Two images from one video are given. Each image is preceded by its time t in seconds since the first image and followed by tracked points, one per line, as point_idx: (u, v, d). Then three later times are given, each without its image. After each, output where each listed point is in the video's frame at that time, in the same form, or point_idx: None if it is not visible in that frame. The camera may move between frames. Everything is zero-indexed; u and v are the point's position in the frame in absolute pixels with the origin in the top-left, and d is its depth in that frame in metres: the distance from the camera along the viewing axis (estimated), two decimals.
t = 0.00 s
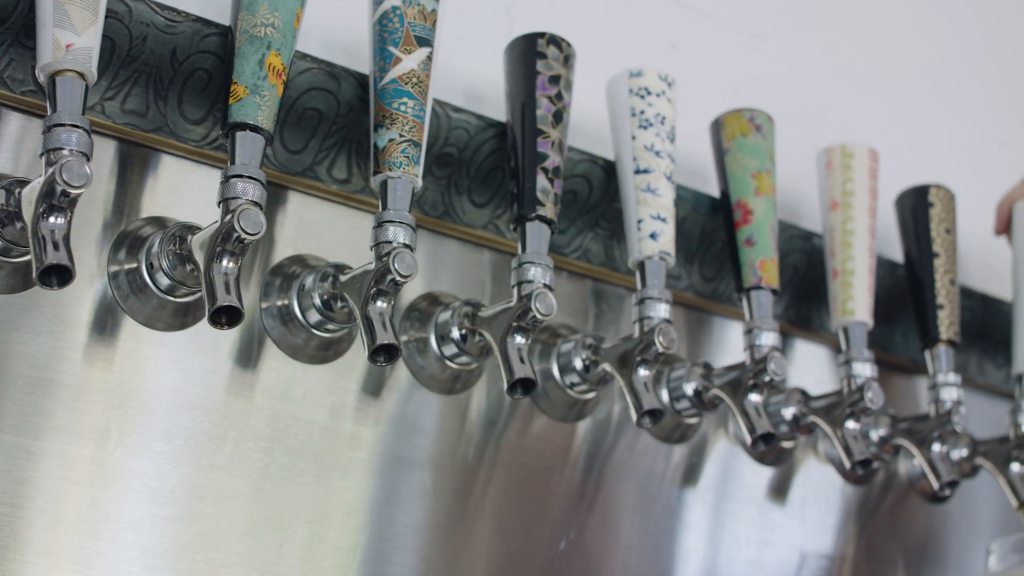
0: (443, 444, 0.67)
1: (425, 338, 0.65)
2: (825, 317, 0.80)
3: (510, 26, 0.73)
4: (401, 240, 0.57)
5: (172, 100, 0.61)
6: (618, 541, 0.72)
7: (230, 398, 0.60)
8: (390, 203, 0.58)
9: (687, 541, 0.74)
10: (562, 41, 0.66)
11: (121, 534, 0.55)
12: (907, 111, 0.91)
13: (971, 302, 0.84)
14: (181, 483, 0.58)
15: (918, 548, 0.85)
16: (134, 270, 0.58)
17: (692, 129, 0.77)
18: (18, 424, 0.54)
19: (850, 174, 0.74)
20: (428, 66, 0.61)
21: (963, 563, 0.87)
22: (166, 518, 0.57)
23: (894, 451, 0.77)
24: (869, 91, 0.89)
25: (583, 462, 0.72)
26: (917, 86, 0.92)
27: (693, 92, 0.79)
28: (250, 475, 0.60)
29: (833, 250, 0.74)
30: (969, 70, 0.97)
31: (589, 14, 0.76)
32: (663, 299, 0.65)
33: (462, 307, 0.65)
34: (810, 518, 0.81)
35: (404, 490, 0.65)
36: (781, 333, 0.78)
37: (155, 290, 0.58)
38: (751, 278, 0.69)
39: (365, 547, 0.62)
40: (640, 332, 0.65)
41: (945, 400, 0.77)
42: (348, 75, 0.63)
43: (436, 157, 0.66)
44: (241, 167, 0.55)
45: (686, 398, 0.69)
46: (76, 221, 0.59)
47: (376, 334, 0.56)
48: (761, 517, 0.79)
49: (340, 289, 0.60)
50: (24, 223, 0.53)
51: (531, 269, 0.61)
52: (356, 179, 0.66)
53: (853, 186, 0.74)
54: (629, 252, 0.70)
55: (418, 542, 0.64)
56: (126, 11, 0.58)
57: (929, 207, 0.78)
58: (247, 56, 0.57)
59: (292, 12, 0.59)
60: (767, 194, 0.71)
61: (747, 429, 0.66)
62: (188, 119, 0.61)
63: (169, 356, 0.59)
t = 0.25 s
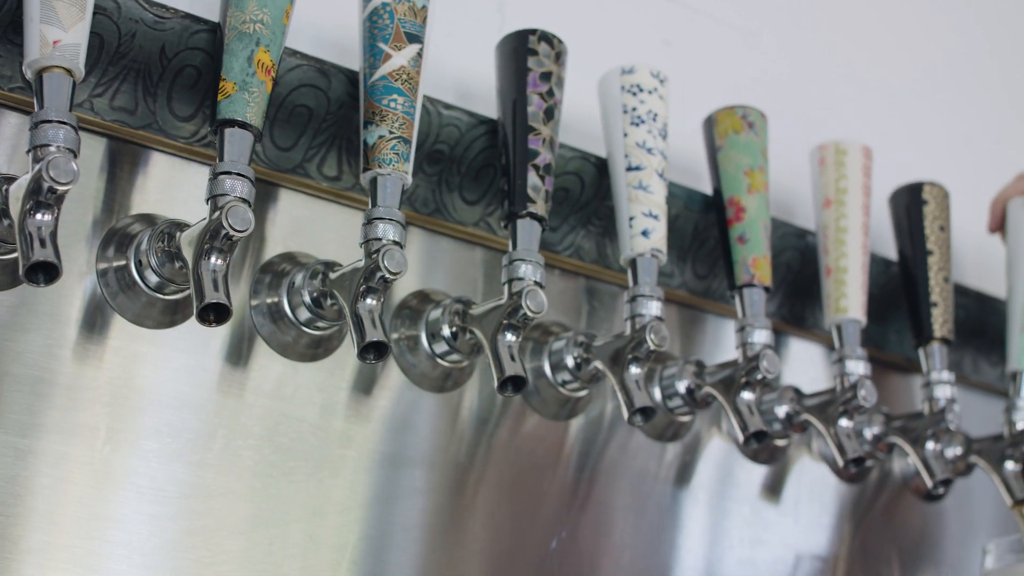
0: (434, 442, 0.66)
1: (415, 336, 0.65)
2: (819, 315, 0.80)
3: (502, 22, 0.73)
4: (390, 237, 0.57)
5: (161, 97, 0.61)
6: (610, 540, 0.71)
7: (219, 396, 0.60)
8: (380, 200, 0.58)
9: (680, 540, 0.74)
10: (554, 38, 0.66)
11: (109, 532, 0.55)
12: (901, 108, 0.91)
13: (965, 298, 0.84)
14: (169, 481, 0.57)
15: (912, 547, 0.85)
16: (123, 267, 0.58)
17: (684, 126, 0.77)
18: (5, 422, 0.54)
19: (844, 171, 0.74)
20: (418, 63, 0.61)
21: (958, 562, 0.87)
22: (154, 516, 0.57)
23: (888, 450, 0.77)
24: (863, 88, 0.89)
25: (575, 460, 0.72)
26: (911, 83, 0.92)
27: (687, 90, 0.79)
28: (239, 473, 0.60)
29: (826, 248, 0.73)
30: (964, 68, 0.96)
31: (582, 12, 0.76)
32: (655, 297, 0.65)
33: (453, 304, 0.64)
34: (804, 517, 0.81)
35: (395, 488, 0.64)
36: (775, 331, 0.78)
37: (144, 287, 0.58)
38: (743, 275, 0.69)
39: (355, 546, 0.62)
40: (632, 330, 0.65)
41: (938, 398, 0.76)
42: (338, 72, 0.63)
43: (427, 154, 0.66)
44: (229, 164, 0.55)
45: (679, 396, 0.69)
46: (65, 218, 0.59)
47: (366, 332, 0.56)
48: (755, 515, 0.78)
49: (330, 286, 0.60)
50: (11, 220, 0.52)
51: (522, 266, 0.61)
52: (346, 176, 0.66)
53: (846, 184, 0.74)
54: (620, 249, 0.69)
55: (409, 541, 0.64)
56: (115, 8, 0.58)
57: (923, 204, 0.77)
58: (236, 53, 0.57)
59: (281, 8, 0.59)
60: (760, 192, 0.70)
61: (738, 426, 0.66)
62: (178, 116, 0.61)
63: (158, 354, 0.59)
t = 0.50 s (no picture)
0: (425, 439, 0.66)
1: (405, 334, 0.65)
2: (812, 312, 0.79)
3: (493, 17, 0.72)
4: (379, 234, 0.57)
5: (149, 94, 0.60)
6: (602, 537, 0.71)
7: (208, 394, 0.60)
8: (368, 196, 0.58)
9: (672, 538, 0.74)
10: (544, 34, 0.66)
11: (97, 529, 0.55)
12: (895, 104, 0.90)
13: (959, 295, 0.84)
14: (157, 478, 0.57)
15: (906, 545, 0.85)
16: (110, 264, 0.58)
17: (677, 123, 0.77)
18: None
19: (837, 168, 0.74)
20: (407, 59, 0.61)
21: (953, 560, 0.87)
22: (142, 514, 0.56)
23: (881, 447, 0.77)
24: (857, 85, 0.89)
25: (567, 458, 0.72)
26: (905, 79, 0.92)
27: (679, 86, 0.78)
28: (228, 471, 0.59)
29: (819, 244, 0.73)
30: (958, 64, 0.96)
31: (573, 8, 0.76)
32: (646, 294, 0.64)
33: (443, 301, 0.64)
34: (797, 515, 0.80)
35: (385, 486, 0.64)
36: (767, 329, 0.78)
37: (132, 285, 0.58)
38: (735, 272, 0.69)
39: (344, 543, 0.61)
40: (623, 326, 0.65)
41: (932, 395, 0.76)
42: (328, 68, 0.63)
43: (417, 150, 0.65)
44: (217, 160, 0.54)
45: (670, 393, 0.69)
46: (52, 215, 0.58)
47: (354, 328, 0.55)
48: (748, 513, 0.78)
49: (318, 283, 0.60)
50: None
51: (511, 262, 0.61)
52: (336, 172, 0.66)
53: (839, 180, 0.73)
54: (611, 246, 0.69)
55: (400, 539, 0.63)
56: (102, 3, 0.58)
57: (916, 201, 0.77)
58: (224, 48, 0.56)
59: (269, 4, 0.59)
60: (752, 188, 0.70)
61: (731, 423, 0.65)
62: (166, 112, 0.61)
63: (146, 351, 0.59)
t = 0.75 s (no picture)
0: (415, 436, 0.66)
1: (395, 331, 0.65)
2: (804, 309, 0.79)
3: (484, 14, 0.72)
4: (367, 230, 0.57)
5: (137, 89, 0.60)
6: (593, 535, 0.71)
7: (196, 391, 0.60)
8: (357, 192, 0.57)
9: (664, 536, 0.74)
10: (535, 29, 0.66)
11: (83, 527, 0.55)
12: (889, 101, 0.90)
13: (952, 292, 0.83)
14: (145, 476, 0.57)
15: (899, 543, 0.85)
16: (98, 261, 0.58)
17: (669, 119, 0.77)
18: None
19: (829, 164, 0.74)
20: (396, 55, 0.61)
21: (947, 559, 0.87)
22: (130, 511, 0.56)
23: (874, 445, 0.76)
24: (851, 81, 0.88)
25: (559, 456, 0.72)
26: (899, 76, 0.92)
27: (672, 83, 0.78)
28: (216, 468, 0.59)
29: (811, 241, 0.73)
30: (953, 60, 0.96)
31: (565, 5, 0.75)
32: (637, 290, 0.64)
33: (432, 298, 0.64)
34: (790, 513, 0.80)
35: (374, 484, 0.64)
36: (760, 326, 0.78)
37: (120, 281, 0.58)
38: (727, 269, 0.68)
39: (333, 542, 0.61)
40: (614, 323, 0.64)
41: (925, 392, 0.76)
42: (316, 64, 0.62)
43: (407, 146, 0.65)
44: (204, 155, 0.54)
45: (662, 390, 0.69)
46: (40, 210, 0.58)
47: (342, 325, 0.55)
48: (740, 511, 0.78)
49: (307, 279, 0.59)
50: None
51: (501, 259, 0.60)
52: (326, 169, 0.65)
53: (831, 176, 0.73)
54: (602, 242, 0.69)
55: (389, 537, 0.63)
56: None
57: (909, 197, 0.77)
58: (212, 44, 0.56)
59: None
60: (744, 184, 0.70)
61: (722, 420, 0.65)
62: (154, 108, 0.61)
63: (135, 348, 0.59)
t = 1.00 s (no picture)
0: (405, 434, 0.66)
1: (385, 328, 0.65)
2: (797, 307, 0.79)
3: (475, 11, 0.72)
4: (355, 227, 0.57)
5: (125, 85, 0.60)
6: (584, 533, 0.71)
7: (184, 389, 0.59)
8: (345, 188, 0.57)
9: (655, 533, 0.73)
10: (525, 25, 0.66)
11: (70, 524, 0.54)
12: (885, 99, 0.90)
13: (946, 289, 0.83)
14: (132, 473, 0.57)
15: (893, 541, 0.84)
16: (85, 258, 0.57)
17: (661, 117, 0.76)
18: None
19: (822, 161, 0.73)
20: (385, 50, 0.60)
21: (940, 557, 0.86)
22: (117, 509, 0.56)
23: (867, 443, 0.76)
24: (844, 78, 0.88)
25: (551, 454, 0.71)
26: (893, 73, 0.91)
27: (664, 80, 0.78)
28: (204, 466, 0.59)
29: (804, 238, 0.73)
30: (947, 57, 0.96)
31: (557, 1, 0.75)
32: (627, 287, 0.64)
33: (422, 295, 0.64)
34: (783, 511, 0.80)
35: (364, 481, 0.63)
36: (753, 324, 0.77)
37: (107, 278, 0.58)
38: (718, 266, 0.68)
39: (321, 539, 0.61)
40: (604, 320, 0.64)
41: (918, 390, 0.75)
42: (305, 60, 0.62)
43: (397, 143, 0.65)
44: (191, 151, 0.54)
45: (653, 387, 0.69)
46: (26, 207, 0.58)
47: (330, 322, 0.55)
48: (733, 509, 0.78)
49: (295, 276, 0.59)
50: None
51: (491, 255, 0.60)
52: (315, 165, 0.65)
53: (824, 173, 0.73)
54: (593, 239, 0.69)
55: (378, 534, 0.63)
56: None
57: (902, 194, 0.77)
58: (198, 39, 0.56)
59: None
60: (735, 181, 0.70)
61: (713, 418, 0.65)
62: (142, 104, 0.60)
63: (122, 344, 0.58)
